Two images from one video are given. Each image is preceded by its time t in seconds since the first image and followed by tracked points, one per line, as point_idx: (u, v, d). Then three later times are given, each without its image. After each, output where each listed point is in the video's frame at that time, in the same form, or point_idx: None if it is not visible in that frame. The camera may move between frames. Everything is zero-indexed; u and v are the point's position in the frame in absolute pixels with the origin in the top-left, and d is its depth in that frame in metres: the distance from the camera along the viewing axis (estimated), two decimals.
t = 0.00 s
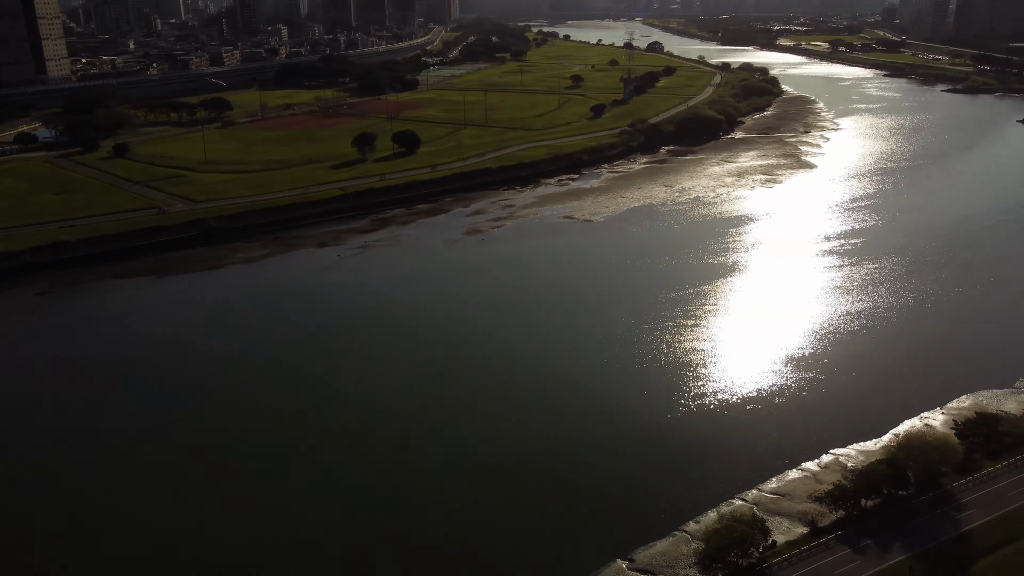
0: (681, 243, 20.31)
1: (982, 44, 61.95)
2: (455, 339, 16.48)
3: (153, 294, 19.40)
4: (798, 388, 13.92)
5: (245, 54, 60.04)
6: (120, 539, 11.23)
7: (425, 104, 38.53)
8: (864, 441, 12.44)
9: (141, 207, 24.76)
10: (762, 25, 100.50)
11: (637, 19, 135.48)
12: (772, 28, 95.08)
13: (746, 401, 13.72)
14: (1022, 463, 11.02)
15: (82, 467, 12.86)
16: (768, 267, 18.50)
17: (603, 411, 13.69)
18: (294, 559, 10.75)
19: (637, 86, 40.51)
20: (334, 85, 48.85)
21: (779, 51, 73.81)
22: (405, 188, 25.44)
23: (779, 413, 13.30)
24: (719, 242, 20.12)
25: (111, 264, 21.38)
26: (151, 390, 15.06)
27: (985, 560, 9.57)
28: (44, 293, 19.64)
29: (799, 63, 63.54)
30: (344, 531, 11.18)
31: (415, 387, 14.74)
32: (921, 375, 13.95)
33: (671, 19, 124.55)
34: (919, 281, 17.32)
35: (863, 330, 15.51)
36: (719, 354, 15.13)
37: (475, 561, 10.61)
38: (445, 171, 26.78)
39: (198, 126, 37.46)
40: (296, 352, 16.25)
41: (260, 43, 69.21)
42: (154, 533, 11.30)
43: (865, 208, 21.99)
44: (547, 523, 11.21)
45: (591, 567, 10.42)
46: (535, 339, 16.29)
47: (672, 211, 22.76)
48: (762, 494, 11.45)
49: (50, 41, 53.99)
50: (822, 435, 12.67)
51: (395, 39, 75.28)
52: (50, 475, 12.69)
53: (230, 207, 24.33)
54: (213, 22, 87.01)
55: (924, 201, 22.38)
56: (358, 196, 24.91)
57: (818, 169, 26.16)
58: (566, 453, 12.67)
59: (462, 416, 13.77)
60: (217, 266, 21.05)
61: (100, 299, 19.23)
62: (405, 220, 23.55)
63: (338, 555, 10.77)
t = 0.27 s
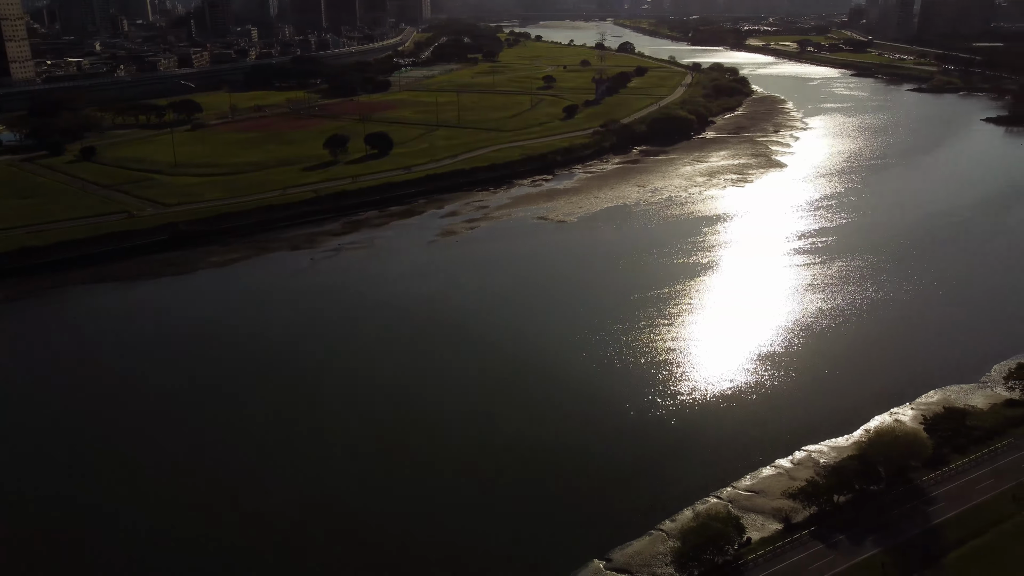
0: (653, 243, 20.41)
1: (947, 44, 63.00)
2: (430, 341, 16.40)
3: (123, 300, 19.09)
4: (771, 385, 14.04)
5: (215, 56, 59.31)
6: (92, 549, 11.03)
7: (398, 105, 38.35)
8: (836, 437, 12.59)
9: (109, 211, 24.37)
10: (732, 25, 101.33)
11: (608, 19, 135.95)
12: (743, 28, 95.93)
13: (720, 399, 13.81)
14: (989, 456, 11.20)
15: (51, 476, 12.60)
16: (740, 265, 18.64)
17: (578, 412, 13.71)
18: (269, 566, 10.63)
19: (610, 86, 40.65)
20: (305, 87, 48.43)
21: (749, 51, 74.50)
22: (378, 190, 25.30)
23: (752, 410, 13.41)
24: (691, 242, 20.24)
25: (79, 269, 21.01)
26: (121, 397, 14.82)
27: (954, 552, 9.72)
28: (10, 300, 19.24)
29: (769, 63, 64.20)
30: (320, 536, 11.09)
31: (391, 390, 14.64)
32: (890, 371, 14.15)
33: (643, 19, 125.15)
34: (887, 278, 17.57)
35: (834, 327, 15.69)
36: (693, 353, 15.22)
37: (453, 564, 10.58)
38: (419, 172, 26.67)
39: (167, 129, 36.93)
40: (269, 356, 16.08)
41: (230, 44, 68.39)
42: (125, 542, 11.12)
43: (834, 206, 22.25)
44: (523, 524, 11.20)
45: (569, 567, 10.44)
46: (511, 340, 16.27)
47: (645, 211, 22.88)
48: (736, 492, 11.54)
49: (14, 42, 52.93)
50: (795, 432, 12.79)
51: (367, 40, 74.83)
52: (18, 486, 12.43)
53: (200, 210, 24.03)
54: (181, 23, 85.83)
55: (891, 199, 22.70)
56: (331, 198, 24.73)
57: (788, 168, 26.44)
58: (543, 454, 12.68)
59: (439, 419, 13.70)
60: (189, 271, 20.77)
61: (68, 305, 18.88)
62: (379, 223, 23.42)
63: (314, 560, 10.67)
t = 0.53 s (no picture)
0: (624, 243, 20.49)
1: (909, 43, 64.14)
2: (403, 343, 16.30)
3: (88, 306, 18.73)
4: (742, 383, 14.14)
5: (181, 57, 58.47)
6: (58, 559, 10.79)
7: (368, 107, 38.10)
8: (806, 433, 12.73)
9: (74, 216, 23.89)
10: (699, 25, 102.22)
11: (578, 20, 136.45)
12: (711, 28, 96.73)
13: (693, 398, 13.89)
14: (955, 449, 11.39)
15: (15, 486, 12.30)
16: (710, 264, 18.78)
17: (552, 412, 13.71)
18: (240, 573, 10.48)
19: (580, 87, 40.74)
20: (274, 88, 47.91)
21: (717, 50, 75.21)
22: (348, 193, 25.11)
23: (725, 408, 13.51)
24: (662, 241, 20.36)
25: (43, 275, 20.57)
26: (87, 405, 14.51)
27: (923, 545, 9.86)
28: None
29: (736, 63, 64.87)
30: (294, 543, 10.96)
31: (363, 393, 14.52)
32: (858, 367, 14.34)
33: (613, 20, 125.75)
34: (855, 275, 17.80)
35: (803, 324, 15.86)
36: (665, 352, 15.29)
37: (428, 566, 10.53)
38: (389, 174, 26.52)
39: (133, 131, 36.32)
40: (238, 362, 15.87)
41: (196, 45, 67.43)
42: (95, 553, 10.89)
43: (802, 204, 22.52)
44: (500, 526, 11.16)
45: (544, 567, 10.43)
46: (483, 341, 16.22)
47: (616, 211, 22.95)
48: (709, 490, 11.61)
49: None
50: (767, 429, 12.91)
51: (336, 40, 74.22)
52: None
53: (168, 213, 23.65)
54: (146, 24, 84.49)
55: (857, 197, 23.04)
56: (302, 201, 24.49)
57: (756, 167, 26.71)
58: (518, 455, 12.65)
59: (412, 422, 13.61)
60: (156, 276, 20.44)
61: (32, 312, 18.46)
62: (350, 225, 23.24)
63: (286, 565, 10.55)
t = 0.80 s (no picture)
0: (599, 243, 20.55)
1: (876, 43, 65.03)
2: (379, 345, 16.20)
3: (57, 313, 18.38)
4: (717, 382, 14.23)
5: (149, 58, 57.59)
6: None
7: (340, 108, 37.83)
8: (780, 430, 12.84)
9: (41, 221, 23.44)
10: (671, 26, 102.88)
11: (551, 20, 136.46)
12: (683, 28, 97.28)
13: (668, 397, 13.96)
14: (925, 444, 11.56)
15: None
16: (684, 264, 18.88)
17: (530, 413, 13.71)
18: None
19: (553, 87, 40.77)
20: (245, 89, 47.39)
21: (689, 50, 75.75)
22: (322, 195, 24.92)
23: (699, 407, 13.58)
24: (636, 241, 20.44)
25: (9, 282, 20.15)
26: (57, 417, 14.29)
27: (895, 539, 9.98)
28: None
29: (707, 63, 65.32)
30: (270, 553, 10.87)
31: (339, 398, 14.41)
32: (830, 363, 14.50)
33: (585, 19, 126.02)
34: (827, 272, 18.00)
35: (776, 322, 16.00)
36: (641, 351, 15.36)
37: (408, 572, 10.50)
38: (363, 176, 26.36)
39: (101, 134, 35.73)
40: (211, 368, 15.69)
41: (165, 46, 66.46)
42: (67, 569, 10.74)
43: (774, 203, 22.73)
44: (477, 529, 11.14)
45: (522, 569, 10.44)
46: (459, 343, 16.17)
47: (591, 212, 23.00)
48: (685, 488, 11.68)
49: None
50: (741, 427, 13.00)
51: (308, 40, 73.56)
52: None
53: (138, 218, 23.30)
54: (112, 24, 83.11)
55: (827, 196, 23.31)
56: (275, 203, 24.25)
57: (729, 166, 26.91)
58: (495, 457, 12.62)
59: (388, 425, 13.54)
60: (127, 281, 20.13)
61: None
62: (324, 228, 23.07)
63: None
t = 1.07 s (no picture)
0: (573, 243, 20.58)
1: (843, 43, 65.90)
2: (356, 350, 16.12)
3: (24, 320, 18.02)
4: (691, 380, 14.32)
5: (116, 60, 56.67)
6: None
7: (312, 110, 37.53)
8: (754, 428, 12.95)
9: (7, 227, 22.97)
10: (642, 25, 103.42)
11: (522, 20, 136.50)
12: (654, 28, 97.84)
13: (643, 396, 14.01)
14: (896, 439, 11.72)
15: None
16: (657, 263, 18.97)
17: (510, 416, 13.71)
18: None
19: (526, 88, 40.80)
20: (214, 90, 46.83)
21: (660, 51, 76.24)
22: (294, 197, 24.71)
23: (675, 406, 13.66)
24: (610, 241, 20.51)
25: None
26: (27, 429, 14.04)
27: (867, 533, 10.11)
28: None
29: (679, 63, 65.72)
30: (249, 563, 10.79)
31: (314, 405, 14.32)
32: (802, 361, 14.65)
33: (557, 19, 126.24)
34: (798, 270, 18.20)
35: (748, 320, 16.14)
36: (616, 351, 15.40)
37: None
38: (336, 178, 26.18)
39: (67, 137, 35.10)
40: (184, 376, 15.50)
41: (131, 47, 65.45)
42: None
43: (745, 203, 22.92)
44: (455, 534, 11.13)
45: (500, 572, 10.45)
46: (436, 346, 16.11)
47: (564, 212, 23.05)
48: (661, 487, 11.74)
49: None
50: (716, 425, 13.09)
51: (278, 40, 72.81)
52: None
53: (108, 222, 22.93)
54: (77, 25, 81.66)
55: (797, 195, 23.56)
56: (247, 206, 24.00)
57: (700, 166, 27.11)
58: (471, 463, 12.59)
59: (365, 432, 13.49)
60: (96, 287, 19.79)
61: None
62: (296, 230, 22.88)
63: None
